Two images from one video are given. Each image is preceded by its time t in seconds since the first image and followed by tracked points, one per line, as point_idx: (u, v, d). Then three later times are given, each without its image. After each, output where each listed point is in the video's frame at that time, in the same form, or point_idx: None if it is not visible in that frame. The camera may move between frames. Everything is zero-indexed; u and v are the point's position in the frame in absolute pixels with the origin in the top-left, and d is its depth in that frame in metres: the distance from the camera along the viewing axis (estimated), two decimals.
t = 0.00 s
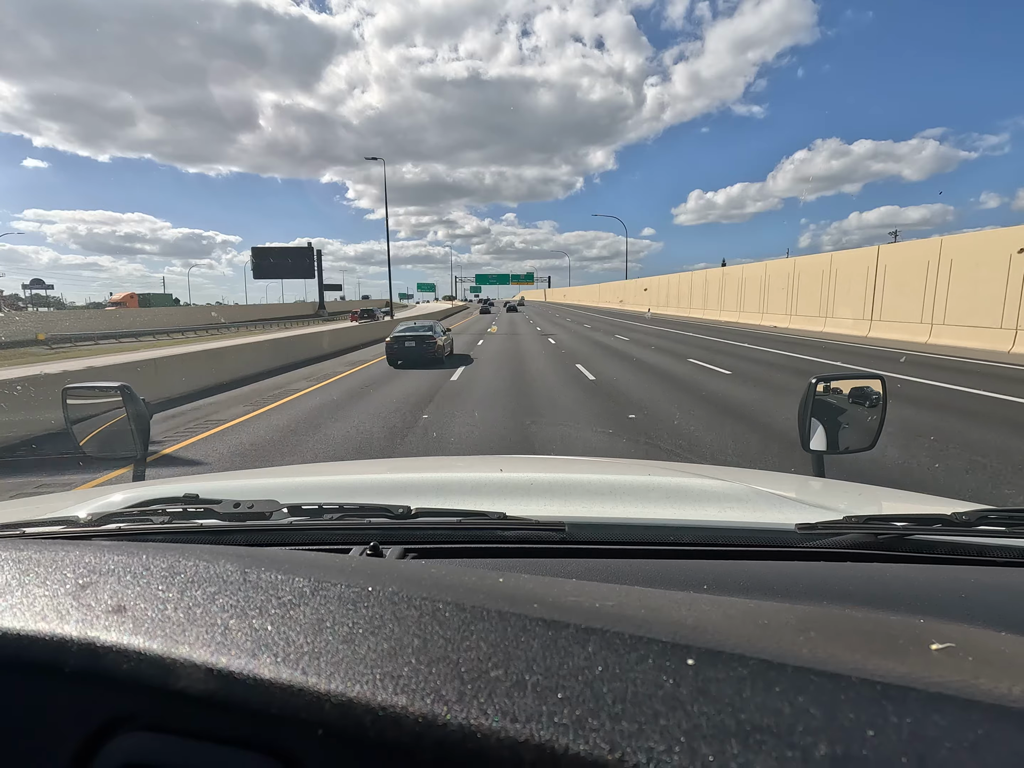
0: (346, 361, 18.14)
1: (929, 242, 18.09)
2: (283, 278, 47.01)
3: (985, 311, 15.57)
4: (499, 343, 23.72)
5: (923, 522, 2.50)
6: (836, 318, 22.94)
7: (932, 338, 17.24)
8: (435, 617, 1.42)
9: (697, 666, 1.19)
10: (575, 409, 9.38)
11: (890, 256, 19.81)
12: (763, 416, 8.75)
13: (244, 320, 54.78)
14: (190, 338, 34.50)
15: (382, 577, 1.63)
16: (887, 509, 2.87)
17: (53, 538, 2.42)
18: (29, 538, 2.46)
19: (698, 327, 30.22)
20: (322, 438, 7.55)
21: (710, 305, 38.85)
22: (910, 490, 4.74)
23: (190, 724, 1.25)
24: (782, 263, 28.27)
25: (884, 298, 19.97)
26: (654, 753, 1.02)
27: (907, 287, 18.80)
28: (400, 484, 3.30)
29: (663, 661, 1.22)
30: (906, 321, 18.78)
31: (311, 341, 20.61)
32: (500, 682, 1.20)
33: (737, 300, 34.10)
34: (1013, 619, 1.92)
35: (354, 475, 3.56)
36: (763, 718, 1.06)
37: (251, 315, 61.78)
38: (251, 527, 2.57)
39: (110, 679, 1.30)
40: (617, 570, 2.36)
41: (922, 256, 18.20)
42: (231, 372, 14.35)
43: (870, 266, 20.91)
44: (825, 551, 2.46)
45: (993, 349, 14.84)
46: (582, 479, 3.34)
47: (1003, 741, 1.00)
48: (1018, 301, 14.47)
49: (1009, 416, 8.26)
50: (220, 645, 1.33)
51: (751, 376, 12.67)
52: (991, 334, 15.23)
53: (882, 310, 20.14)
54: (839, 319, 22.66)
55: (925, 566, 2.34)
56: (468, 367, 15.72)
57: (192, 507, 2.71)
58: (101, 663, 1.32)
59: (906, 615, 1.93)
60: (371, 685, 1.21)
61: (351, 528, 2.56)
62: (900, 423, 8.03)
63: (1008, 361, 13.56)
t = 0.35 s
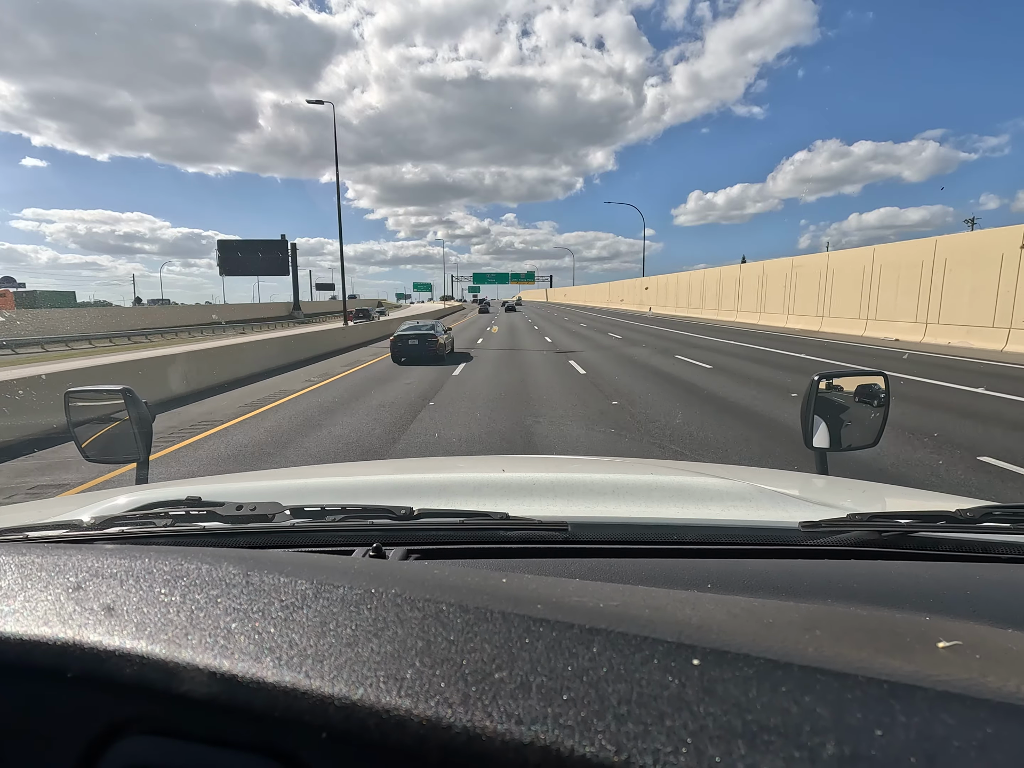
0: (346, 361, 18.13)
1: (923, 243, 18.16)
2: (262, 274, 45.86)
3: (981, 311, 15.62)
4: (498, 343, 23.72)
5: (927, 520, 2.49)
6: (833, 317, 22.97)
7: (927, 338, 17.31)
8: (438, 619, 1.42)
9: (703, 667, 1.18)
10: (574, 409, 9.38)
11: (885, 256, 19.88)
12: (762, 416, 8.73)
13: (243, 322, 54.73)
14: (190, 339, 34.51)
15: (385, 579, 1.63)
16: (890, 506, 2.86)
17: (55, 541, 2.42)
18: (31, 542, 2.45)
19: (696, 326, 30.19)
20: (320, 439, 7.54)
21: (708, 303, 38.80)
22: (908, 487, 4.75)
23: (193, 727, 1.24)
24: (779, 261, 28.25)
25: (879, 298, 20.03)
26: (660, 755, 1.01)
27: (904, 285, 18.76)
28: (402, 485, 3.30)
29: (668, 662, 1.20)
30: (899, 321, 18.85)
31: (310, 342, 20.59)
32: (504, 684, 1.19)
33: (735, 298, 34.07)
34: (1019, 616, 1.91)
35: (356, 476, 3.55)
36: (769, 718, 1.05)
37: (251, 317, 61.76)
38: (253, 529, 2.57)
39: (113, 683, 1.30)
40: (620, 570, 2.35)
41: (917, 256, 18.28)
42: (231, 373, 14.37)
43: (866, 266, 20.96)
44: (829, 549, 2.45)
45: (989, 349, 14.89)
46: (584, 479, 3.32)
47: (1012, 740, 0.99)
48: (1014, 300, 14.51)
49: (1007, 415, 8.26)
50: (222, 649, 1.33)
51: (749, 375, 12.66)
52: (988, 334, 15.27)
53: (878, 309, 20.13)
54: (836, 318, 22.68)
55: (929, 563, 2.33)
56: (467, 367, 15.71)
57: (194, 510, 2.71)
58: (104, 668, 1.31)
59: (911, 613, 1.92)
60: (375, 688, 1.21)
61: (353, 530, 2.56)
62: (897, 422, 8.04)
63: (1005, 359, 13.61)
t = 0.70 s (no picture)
0: (344, 361, 18.09)
1: (919, 243, 18.21)
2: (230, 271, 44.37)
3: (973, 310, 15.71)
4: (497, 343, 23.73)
5: (927, 521, 2.50)
6: (829, 316, 23.03)
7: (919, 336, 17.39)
8: (437, 620, 1.42)
9: (701, 668, 1.18)
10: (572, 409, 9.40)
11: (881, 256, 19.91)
12: (760, 416, 8.72)
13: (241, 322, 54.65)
14: (190, 339, 34.62)
15: (384, 580, 1.63)
16: (890, 507, 2.86)
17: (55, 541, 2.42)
18: (31, 542, 2.45)
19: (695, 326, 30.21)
20: (317, 440, 7.53)
21: (706, 304, 38.83)
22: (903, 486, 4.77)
23: (191, 728, 1.24)
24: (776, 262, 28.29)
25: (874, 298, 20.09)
26: (659, 756, 1.01)
27: (900, 283, 18.72)
28: (401, 486, 3.30)
29: (667, 662, 1.21)
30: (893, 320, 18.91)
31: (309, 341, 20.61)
32: (503, 686, 1.19)
33: (732, 299, 34.10)
34: (1018, 616, 1.92)
35: (355, 477, 3.56)
36: (769, 719, 1.05)
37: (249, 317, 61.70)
38: (253, 530, 2.57)
39: (111, 684, 1.30)
40: (619, 571, 2.35)
41: (912, 256, 18.35)
42: (228, 373, 14.33)
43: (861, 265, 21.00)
44: (829, 550, 2.44)
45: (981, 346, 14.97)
46: (584, 479, 3.32)
47: (1012, 742, 0.99)
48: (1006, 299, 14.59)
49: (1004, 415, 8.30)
50: (221, 650, 1.32)
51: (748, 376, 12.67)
52: (979, 332, 15.36)
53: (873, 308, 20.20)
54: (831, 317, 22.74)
55: (929, 564, 2.33)
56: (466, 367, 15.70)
57: (194, 510, 2.72)
58: (103, 668, 1.31)
59: (910, 614, 1.92)
60: (374, 688, 1.21)
61: (352, 531, 2.56)
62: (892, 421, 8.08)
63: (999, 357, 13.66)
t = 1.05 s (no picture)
0: (341, 361, 18.06)
1: (912, 242, 18.26)
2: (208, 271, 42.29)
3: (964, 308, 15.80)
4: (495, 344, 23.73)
5: (926, 521, 2.51)
6: (825, 315, 23.08)
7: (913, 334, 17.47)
8: (437, 620, 1.42)
9: (701, 667, 1.19)
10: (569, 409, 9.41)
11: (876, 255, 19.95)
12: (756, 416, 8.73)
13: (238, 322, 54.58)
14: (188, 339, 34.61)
15: (385, 581, 1.63)
16: (890, 507, 2.86)
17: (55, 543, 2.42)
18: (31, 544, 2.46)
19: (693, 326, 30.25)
20: (313, 440, 7.52)
21: (704, 304, 38.85)
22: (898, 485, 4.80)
23: (193, 729, 1.25)
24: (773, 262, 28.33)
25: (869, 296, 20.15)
26: (659, 755, 1.01)
27: (895, 282, 18.73)
28: (401, 486, 3.31)
29: (667, 662, 1.21)
30: (888, 319, 18.98)
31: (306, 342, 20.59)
32: (503, 686, 1.20)
33: (729, 298, 34.14)
34: (1016, 615, 1.93)
35: (354, 478, 3.57)
36: (767, 718, 1.05)
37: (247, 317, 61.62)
38: (253, 531, 2.57)
39: (112, 685, 1.30)
40: (620, 571, 2.36)
41: (904, 255, 18.41)
42: (223, 373, 14.27)
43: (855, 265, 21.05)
44: (828, 550, 2.45)
45: (973, 345, 15.05)
46: (583, 480, 3.33)
47: (1010, 741, 1.00)
48: (997, 298, 14.68)
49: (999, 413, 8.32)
50: (222, 650, 1.33)
51: (745, 376, 12.70)
52: (970, 331, 15.45)
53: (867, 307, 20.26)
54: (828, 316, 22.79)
55: (928, 563, 2.34)
56: (464, 367, 15.71)
57: (195, 511, 2.72)
58: (105, 669, 1.32)
59: (910, 614, 1.93)
60: (375, 689, 1.21)
61: (353, 532, 2.56)
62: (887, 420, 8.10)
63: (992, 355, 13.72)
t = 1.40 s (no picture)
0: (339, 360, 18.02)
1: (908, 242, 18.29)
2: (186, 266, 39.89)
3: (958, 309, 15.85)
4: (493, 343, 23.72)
5: (925, 520, 2.51)
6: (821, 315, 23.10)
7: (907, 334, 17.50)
8: (436, 619, 1.42)
9: (701, 667, 1.19)
10: (566, 409, 9.40)
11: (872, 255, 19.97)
12: (754, 416, 8.72)
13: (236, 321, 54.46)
14: (185, 336, 34.48)
15: (384, 580, 1.63)
16: (888, 507, 2.86)
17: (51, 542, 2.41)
18: (28, 543, 2.44)
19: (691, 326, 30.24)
20: (308, 439, 7.48)
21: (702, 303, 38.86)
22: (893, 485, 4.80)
23: (190, 729, 1.24)
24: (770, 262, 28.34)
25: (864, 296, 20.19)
26: (658, 756, 1.01)
27: (891, 282, 18.76)
28: (399, 486, 3.30)
29: (666, 662, 1.21)
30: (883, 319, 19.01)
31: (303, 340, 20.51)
32: (503, 685, 1.19)
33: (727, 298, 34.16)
34: (1015, 614, 1.92)
35: (351, 477, 3.56)
36: (767, 718, 1.05)
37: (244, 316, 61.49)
38: (251, 530, 2.56)
39: (109, 684, 1.29)
40: (619, 571, 2.35)
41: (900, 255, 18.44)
42: (219, 372, 14.20)
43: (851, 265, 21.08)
44: (827, 549, 2.45)
45: (967, 344, 15.10)
46: (582, 480, 3.32)
47: (1010, 740, 0.99)
48: (992, 298, 14.72)
49: (993, 413, 8.34)
50: (219, 651, 1.32)
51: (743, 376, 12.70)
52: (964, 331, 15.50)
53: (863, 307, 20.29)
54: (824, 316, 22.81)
55: (926, 562, 2.34)
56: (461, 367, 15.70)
57: (192, 511, 2.71)
58: (102, 669, 1.31)
59: (909, 613, 1.92)
60: (374, 688, 1.21)
61: (351, 530, 2.56)
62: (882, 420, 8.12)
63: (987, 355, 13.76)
